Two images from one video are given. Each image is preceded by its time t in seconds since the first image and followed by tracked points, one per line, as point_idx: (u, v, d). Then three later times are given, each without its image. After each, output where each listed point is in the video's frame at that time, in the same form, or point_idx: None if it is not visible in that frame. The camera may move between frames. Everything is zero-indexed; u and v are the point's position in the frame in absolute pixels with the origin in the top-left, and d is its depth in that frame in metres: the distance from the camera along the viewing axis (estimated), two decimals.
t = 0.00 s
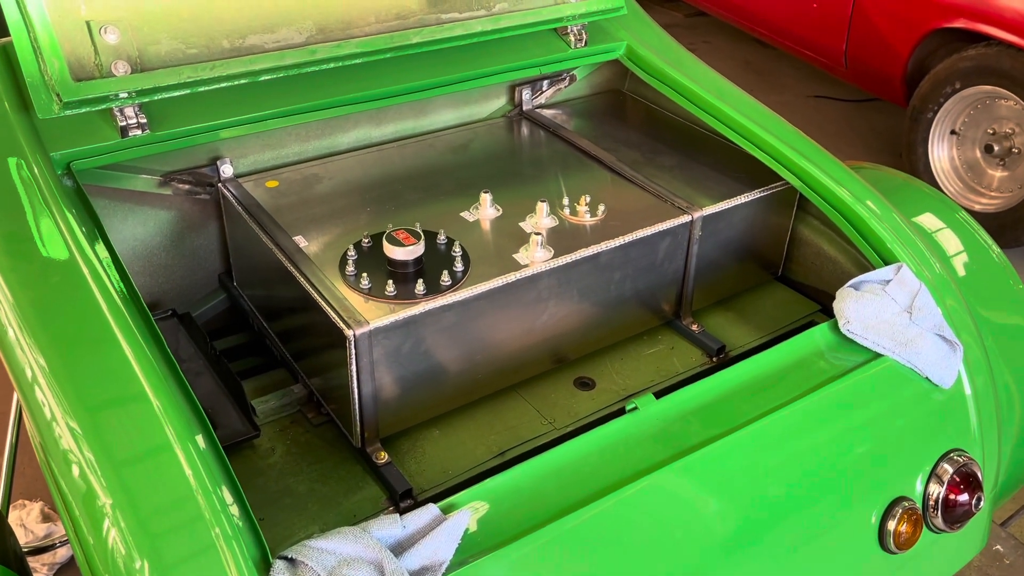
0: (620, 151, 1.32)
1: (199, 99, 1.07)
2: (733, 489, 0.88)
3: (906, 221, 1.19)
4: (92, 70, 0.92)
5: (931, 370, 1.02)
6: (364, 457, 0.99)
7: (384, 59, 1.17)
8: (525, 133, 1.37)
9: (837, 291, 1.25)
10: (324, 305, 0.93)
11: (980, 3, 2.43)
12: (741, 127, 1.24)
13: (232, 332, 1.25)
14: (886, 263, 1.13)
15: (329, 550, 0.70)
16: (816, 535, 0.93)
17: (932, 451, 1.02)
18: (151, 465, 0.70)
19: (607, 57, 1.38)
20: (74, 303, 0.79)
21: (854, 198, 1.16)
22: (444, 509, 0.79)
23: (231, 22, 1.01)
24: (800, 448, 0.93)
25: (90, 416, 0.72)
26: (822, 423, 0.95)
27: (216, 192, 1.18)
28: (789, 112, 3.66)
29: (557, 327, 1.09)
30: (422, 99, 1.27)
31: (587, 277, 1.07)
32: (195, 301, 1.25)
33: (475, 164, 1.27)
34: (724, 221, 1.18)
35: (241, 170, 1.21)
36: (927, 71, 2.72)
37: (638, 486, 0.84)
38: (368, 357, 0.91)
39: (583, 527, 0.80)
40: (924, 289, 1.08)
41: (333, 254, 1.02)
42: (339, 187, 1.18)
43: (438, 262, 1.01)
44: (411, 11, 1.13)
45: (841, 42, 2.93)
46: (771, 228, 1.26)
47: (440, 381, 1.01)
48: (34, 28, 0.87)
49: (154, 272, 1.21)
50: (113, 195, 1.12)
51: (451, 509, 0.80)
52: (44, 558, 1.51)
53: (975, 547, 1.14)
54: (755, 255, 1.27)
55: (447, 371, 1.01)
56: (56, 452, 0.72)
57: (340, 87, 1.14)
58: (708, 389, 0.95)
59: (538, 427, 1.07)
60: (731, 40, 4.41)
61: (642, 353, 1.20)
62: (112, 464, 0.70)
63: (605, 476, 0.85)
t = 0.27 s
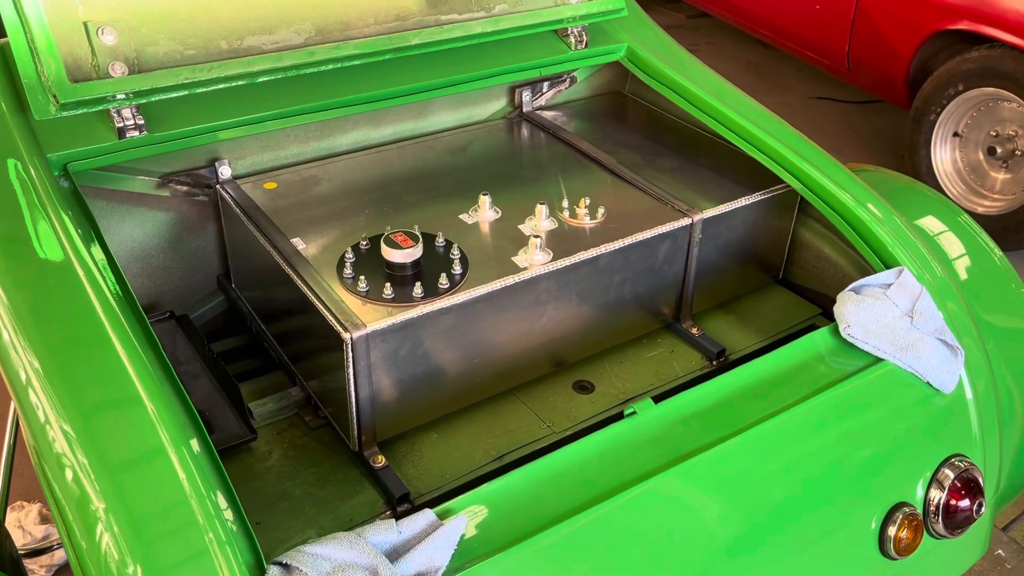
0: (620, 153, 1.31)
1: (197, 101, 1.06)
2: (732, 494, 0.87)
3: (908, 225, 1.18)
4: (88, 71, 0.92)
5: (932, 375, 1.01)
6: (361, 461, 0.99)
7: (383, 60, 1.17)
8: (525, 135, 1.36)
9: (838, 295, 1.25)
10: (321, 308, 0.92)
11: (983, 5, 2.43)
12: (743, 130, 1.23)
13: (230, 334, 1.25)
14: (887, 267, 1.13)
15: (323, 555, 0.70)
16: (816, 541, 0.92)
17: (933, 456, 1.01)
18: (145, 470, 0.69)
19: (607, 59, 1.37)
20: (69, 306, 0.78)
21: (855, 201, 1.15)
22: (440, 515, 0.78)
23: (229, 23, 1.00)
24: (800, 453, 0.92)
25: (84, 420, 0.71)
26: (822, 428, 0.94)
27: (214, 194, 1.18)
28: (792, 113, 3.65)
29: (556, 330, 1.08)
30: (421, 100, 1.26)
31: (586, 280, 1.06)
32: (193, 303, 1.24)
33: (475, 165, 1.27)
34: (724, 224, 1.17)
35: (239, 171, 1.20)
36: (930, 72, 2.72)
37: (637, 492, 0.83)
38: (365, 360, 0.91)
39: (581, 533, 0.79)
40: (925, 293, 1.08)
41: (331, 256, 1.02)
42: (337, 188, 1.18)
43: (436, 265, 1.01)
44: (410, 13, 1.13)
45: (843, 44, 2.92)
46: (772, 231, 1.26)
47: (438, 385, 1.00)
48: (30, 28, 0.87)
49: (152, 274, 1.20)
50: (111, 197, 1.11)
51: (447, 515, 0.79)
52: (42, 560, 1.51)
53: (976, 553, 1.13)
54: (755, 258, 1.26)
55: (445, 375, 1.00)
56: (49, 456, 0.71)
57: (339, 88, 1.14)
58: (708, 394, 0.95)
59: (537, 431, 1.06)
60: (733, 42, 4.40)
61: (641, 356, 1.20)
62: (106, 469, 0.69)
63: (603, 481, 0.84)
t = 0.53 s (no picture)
0: (620, 158, 1.31)
1: (196, 106, 1.06)
2: (730, 502, 0.87)
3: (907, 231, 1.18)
4: (87, 76, 0.92)
5: (930, 382, 1.01)
6: (358, 467, 0.99)
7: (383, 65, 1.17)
8: (524, 140, 1.36)
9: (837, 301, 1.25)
10: (318, 314, 0.92)
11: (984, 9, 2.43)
12: (742, 135, 1.23)
13: (229, 338, 1.25)
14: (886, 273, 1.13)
15: (319, 563, 0.70)
16: (814, 549, 0.92)
17: (931, 463, 1.01)
18: (140, 477, 0.69)
19: (607, 64, 1.37)
20: (66, 312, 0.78)
21: (854, 208, 1.15)
22: (436, 522, 0.78)
23: (228, 29, 1.00)
24: (798, 461, 0.92)
25: (80, 426, 0.71)
26: (820, 435, 0.94)
27: (213, 198, 1.17)
28: (793, 116, 3.65)
29: (554, 336, 1.08)
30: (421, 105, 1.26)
31: (584, 286, 1.06)
32: (192, 307, 1.24)
33: (474, 170, 1.27)
34: (723, 229, 1.17)
35: (239, 175, 1.20)
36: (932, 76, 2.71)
37: (634, 499, 0.83)
38: (362, 366, 0.91)
39: (577, 540, 0.79)
40: (924, 300, 1.08)
41: (329, 262, 1.02)
42: (336, 193, 1.18)
43: (434, 270, 1.01)
44: (410, 17, 1.13)
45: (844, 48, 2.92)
46: (771, 236, 1.26)
47: (436, 391, 1.00)
48: (29, 34, 0.88)
49: (150, 278, 1.20)
50: (110, 201, 1.11)
51: (443, 522, 0.79)
52: (41, 563, 1.51)
53: (976, 560, 1.13)
54: (754, 264, 1.26)
55: (443, 380, 1.00)
56: (45, 461, 0.71)
57: (338, 93, 1.14)
58: (706, 401, 0.95)
59: (534, 437, 1.06)
60: (735, 44, 4.40)
61: (640, 362, 1.20)
62: (101, 475, 0.69)
63: (600, 488, 0.84)
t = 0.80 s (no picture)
0: (622, 157, 1.31)
1: (198, 104, 1.06)
2: (731, 501, 0.87)
3: (910, 230, 1.18)
4: (89, 74, 0.91)
5: (933, 382, 1.01)
6: (359, 465, 0.99)
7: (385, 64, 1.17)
8: (526, 139, 1.36)
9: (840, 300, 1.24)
10: (319, 313, 0.92)
11: (988, 9, 2.42)
12: (745, 134, 1.23)
13: (230, 336, 1.25)
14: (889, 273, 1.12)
15: (319, 562, 0.70)
16: (816, 549, 0.92)
17: (934, 463, 1.01)
18: (141, 474, 0.69)
19: (610, 62, 1.37)
20: (67, 309, 0.78)
21: (857, 207, 1.15)
22: (437, 521, 0.78)
23: (230, 27, 1.00)
24: (800, 460, 0.91)
25: (81, 423, 0.71)
26: (822, 434, 0.94)
27: (215, 197, 1.17)
28: (796, 116, 3.64)
29: (556, 335, 1.08)
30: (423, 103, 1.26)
31: (586, 285, 1.06)
32: (194, 305, 1.24)
33: (476, 169, 1.27)
34: (725, 229, 1.17)
35: (240, 174, 1.20)
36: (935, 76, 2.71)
37: (635, 498, 0.83)
38: (363, 365, 0.91)
39: (578, 540, 0.79)
40: (927, 299, 1.07)
41: (331, 260, 1.02)
42: (338, 191, 1.18)
43: (436, 269, 1.01)
44: (412, 16, 1.13)
45: (847, 48, 2.92)
46: (774, 236, 1.25)
47: (437, 389, 1.00)
48: (31, 32, 0.88)
49: (152, 276, 1.20)
50: (112, 199, 1.11)
51: (444, 521, 0.79)
52: (42, 561, 1.51)
53: (978, 560, 1.13)
54: (756, 263, 1.26)
55: (444, 379, 1.00)
56: (47, 459, 0.71)
57: (340, 91, 1.14)
58: (708, 400, 0.94)
59: (536, 436, 1.06)
60: (737, 44, 4.39)
61: (641, 361, 1.19)
62: (102, 472, 0.69)
63: (601, 488, 0.84)
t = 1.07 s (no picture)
0: (622, 154, 1.31)
1: (199, 101, 1.06)
2: (731, 497, 0.87)
3: (910, 228, 1.18)
4: (90, 69, 0.92)
5: (933, 379, 1.01)
6: (359, 461, 0.99)
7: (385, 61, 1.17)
8: (527, 136, 1.36)
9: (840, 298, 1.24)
10: (320, 308, 0.92)
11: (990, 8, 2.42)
12: (745, 132, 1.23)
13: (231, 333, 1.25)
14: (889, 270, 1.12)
15: (318, 555, 0.70)
16: (815, 545, 0.92)
17: (934, 460, 1.01)
18: (141, 469, 0.69)
19: (611, 60, 1.37)
20: (67, 305, 0.78)
21: (857, 204, 1.15)
22: (436, 515, 0.78)
23: (231, 22, 1.00)
24: (800, 457, 0.91)
25: (81, 418, 0.71)
26: (822, 431, 0.94)
27: (215, 193, 1.17)
28: (797, 115, 3.64)
29: (556, 331, 1.08)
30: (424, 100, 1.26)
31: (586, 281, 1.06)
32: (195, 302, 1.25)
33: (477, 166, 1.27)
34: (726, 226, 1.17)
35: (241, 170, 1.20)
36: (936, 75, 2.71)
37: (634, 494, 0.83)
38: (363, 360, 0.91)
39: (578, 535, 0.79)
40: (927, 296, 1.07)
41: (331, 256, 1.02)
42: (338, 188, 1.18)
43: (436, 265, 1.01)
44: (412, 12, 1.13)
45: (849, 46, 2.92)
46: (774, 233, 1.25)
47: (437, 385, 1.00)
48: (32, 27, 0.88)
49: (153, 272, 1.21)
50: (112, 195, 1.11)
51: (444, 515, 0.79)
52: (43, 557, 1.51)
53: (978, 558, 1.13)
54: (757, 260, 1.26)
55: (444, 375, 1.00)
56: (47, 454, 0.71)
57: (341, 88, 1.14)
58: (708, 396, 0.95)
59: (536, 432, 1.06)
60: (739, 43, 4.39)
61: (641, 358, 1.19)
62: (102, 467, 0.69)
63: (601, 483, 0.84)
